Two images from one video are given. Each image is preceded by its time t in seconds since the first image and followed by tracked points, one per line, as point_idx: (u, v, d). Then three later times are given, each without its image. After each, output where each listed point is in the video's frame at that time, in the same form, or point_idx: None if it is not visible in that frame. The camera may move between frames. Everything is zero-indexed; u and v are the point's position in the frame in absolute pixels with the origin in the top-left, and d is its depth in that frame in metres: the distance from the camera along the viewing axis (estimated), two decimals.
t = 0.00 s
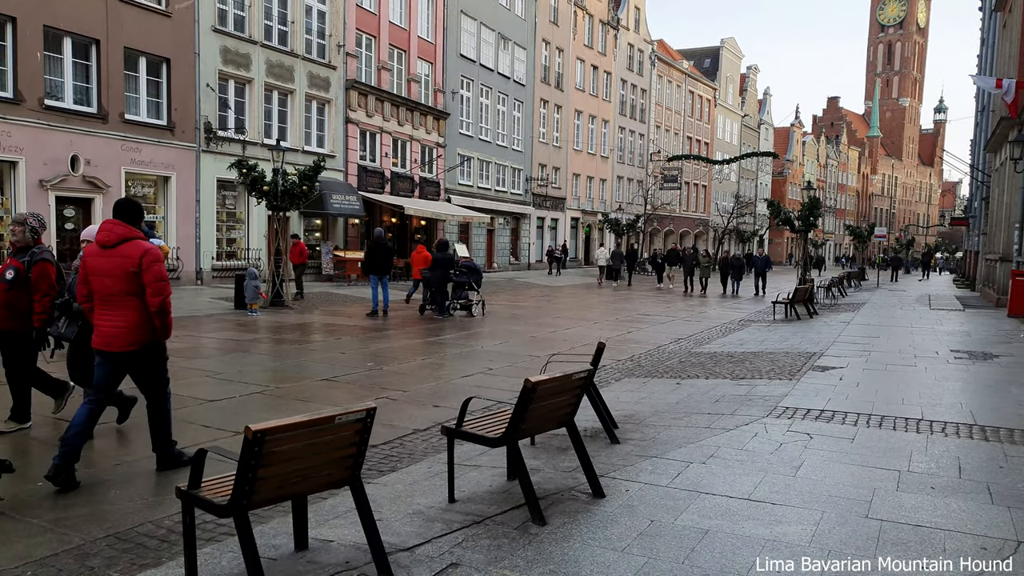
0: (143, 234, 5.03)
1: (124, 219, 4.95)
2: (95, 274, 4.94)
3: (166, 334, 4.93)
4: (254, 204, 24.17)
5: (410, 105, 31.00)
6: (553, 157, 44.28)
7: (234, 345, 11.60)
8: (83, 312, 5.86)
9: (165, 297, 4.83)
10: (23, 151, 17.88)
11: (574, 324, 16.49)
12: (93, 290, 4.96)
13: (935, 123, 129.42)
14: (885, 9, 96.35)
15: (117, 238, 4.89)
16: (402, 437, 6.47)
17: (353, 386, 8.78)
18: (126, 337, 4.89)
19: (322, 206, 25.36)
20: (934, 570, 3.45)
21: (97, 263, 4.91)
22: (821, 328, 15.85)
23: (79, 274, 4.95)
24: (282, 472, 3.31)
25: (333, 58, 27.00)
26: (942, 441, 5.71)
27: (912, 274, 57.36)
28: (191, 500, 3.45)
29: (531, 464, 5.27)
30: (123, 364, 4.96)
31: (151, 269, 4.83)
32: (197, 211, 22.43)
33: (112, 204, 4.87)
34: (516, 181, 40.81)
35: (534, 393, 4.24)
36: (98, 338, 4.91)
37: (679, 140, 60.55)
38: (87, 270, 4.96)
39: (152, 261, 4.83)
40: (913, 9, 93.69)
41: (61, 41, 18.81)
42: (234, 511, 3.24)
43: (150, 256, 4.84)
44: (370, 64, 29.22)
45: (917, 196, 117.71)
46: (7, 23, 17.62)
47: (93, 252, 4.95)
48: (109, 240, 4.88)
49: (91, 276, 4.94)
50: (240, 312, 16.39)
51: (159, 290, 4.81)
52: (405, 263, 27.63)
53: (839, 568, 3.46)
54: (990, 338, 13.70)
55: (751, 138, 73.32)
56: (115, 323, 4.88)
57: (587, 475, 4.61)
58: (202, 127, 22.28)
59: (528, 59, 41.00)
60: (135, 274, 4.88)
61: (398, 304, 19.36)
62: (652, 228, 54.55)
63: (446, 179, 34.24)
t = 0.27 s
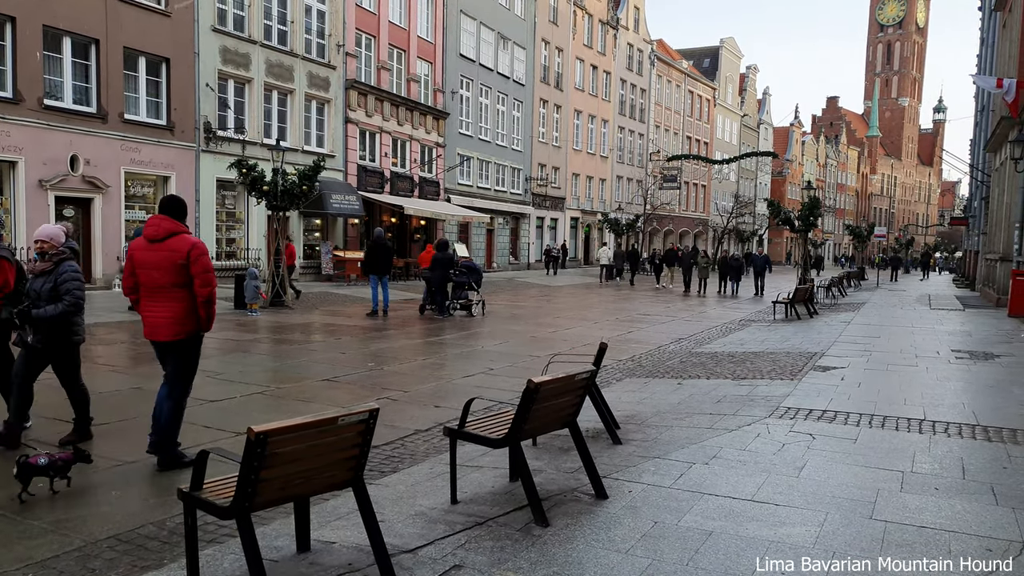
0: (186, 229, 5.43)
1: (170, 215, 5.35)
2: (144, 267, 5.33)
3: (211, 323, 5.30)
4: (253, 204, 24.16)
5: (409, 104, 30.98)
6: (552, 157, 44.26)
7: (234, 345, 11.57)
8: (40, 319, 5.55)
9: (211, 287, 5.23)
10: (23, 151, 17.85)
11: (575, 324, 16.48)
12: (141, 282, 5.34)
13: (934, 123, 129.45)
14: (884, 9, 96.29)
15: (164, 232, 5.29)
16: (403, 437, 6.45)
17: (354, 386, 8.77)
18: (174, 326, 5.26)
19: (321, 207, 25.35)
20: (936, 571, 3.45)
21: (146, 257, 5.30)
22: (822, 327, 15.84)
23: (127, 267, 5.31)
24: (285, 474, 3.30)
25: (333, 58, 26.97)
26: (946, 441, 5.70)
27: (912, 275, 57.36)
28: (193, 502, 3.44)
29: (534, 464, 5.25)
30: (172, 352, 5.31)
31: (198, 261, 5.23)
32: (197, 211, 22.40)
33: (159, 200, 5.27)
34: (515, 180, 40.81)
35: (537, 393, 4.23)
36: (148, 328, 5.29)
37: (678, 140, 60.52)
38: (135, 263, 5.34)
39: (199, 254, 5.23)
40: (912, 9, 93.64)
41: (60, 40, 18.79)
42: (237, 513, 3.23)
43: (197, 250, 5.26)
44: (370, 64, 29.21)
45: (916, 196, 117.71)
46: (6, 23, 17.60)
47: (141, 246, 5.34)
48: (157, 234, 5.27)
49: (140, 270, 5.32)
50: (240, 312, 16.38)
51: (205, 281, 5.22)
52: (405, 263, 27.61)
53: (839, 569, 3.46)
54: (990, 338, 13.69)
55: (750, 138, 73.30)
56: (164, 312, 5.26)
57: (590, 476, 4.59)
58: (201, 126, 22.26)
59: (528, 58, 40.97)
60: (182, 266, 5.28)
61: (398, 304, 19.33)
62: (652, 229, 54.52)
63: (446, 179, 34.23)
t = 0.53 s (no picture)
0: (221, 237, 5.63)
1: (206, 224, 5.56)
2: (182, 274, 5.51)
3: (245, 327, 5.47)
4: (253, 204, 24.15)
5: (409, 104, 30.97)
6: (552, 157, 44.27)
7: (235, 346, 11.58)
8: None
9: (246, 292, 5.41)
10: (22, 151, 17.84)
11: (575, 324, 16.48)
12: (180, 289, 5.51)
13: (934, 123, 129.48)
14: (883, 8, 96.26)
15: (201, 241, 5.49)
16: (406, 438, 6.45)
17: (355, 386, 8.76)
18: (211, 329, 5.42)
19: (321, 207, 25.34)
20: (936, 571, 3.46)
21: (184, 264, 5.47)
22: (822, 328, 15.84)
23: (166, 273, 5.48)
24: (289, 476, 3.30)
25: (333, 58, 26.96)
26: (949, 443, 5.70)
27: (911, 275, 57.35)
28: (197, 504, 3.43)
29: (537, 466, 5.25)
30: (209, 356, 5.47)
31: (233, 267, 5.42)
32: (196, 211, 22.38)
33: (196, 210, 5.48)
34: (515, 181, 40.83)
35: (541, 395, 4.23)
36: (188, 332, 5.46)
37: (678, 139, 60.51)
38: (174, 270, 5.52)
39: (234, 259, 5.42)
40: (911, 9, 93.63)
41: (60, 41, 18.78)
42: (242, 515, 3.23)
43: (232, 256, 5.43)
44: (370, 64, 29.20)
45: (915, 196, 117.72)
46: (6, 23, 17.59)
47: (179, 254, 5.53)
48: (195, 242, 5.47)
49: (179, 276, 5.50)
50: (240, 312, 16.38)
51: (241, 286, 5.41)
52: (405, 263, 27.60)
53: (839, 569, 3.48)
54: (991, 339, 13.69)
55: (750, 138, 73.31)
56: (202, 317, 5.43)
57: (594, 478, 4.59)
58: (201, 126, 22.24)
59: (528, 58, 40.97)
60: (218, 272, 5.46)
61: (398, 304, 19.33)
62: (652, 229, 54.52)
63: (445, 179, 34.23)
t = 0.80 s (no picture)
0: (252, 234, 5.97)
1: (238, 222, 5.91)
2: (216, 268, 5.85)
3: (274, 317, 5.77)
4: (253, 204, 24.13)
5: (409, 104, 30.97)
6: (552, 157, 44.28)
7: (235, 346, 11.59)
8: None
9: (275, 283, 5.72)
10: (22, 152, 17.83)
11: (575, 324, 16.49)
12: (214, 282, 5.84)
13: (933, 122, 129.56)
14: (883, 8, 96.27)
15: (234, 236, 5.83)
16: (407, 439, 6.45)
17: (356, 387, 8.77)
18: (243, 320, 5.74)
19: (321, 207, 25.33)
20: (936, 571, 3.46)
21: (218, 259, 5.82)
22: (822, 328, 15.84)
23: (201, 268, 5.83)
24: (293, 478, 3.29)
25: (333, 58, 26.96)
26: (952, 443, 5.70)
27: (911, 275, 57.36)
28: (201, 506, 3.43)
29: (539, 466, 5.26)
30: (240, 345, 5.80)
31: (263, 261, 5.75)
32: (196, 212, 22.38)
33: (229, 208, 5.86)
34: (515, 181, 40.84)
35: (544, 396, 4.23)
36: (220, 323, 5.78)
37: (677, 139, 60.53)
38: (208, 265, 5.86)
39: (264, 254, 5.75)
40: (910, 9, 93.67)
41: (60, 41, 18.77)
42: (245, 517, 3.23)
43: (262, 251, 5.77)
44: (370, 64, 29.20)
45: (915, 195, 117.75)
46: (6, 23, 17.59)
47: (214, 250, 5.88)
48: (228, 238, 5.83)
49: (212, 270, 5.84)
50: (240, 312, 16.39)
51: (269, 278, 5.72)
52: (405, 263, 27.59)
53: (839, 569, 3.48)
54: (991, 338, 13.69)
55: (749, 138, 73.33)
56: (233, 309, 5.74)
57: (597, 479, 4.59)
58: (201, 127, 22.23)
59: (527, 58, 40.98)
60: (249, 267, 5.79)
61: (397, 304, 19.34)
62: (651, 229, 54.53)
63: (445, 179, 34.23)
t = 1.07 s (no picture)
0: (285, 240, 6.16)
1: (272, 228, 6.09)
2: (249, 272, 6.06)
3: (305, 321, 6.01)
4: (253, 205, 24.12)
5: (408, 104, 30.98)
6: (552, 157, 44.30)
7: (235, 347, 11.60)
8: None
9: (305, 290, 5.93)
10: (23, 152, 17.83)
11: (575, 324, 16.49)
12: (247, 284, 6.06)
13: (933, 122, 129.58)
14: (882, 8, 96.25)
15: (269, 242, 6.04)
16: (408, 440, 6.46)
17: (357, 387, 8.78)
18: (274, 323, 5.98)
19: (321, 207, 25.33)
20: (937, 571, 3.47)
21: (251, 263, 6.03)
22: (822, 328, 15.86)
23: (235, 271, 6.04)
24: (294, 478, 3.30)
25: (332, 59, 26.97)
26: (952, 443, 5.70)
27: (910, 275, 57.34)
28: (202, 507, 3.43)
29: (539, 467, 5.27)
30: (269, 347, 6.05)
31: (295, 268, 5.95)
32: (196, 212, 22.39)
33: (264, 214, 6.04)
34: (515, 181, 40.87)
35: (545, 397, 4.23)
36: (252, 324, 6.03)
37: (677, 139, 60.54)
38: (242, 268, 6.08)
39: (297, 262, 5.96)
40: (910, 8, 93.66)
41: (60, 41, 18.77)
42: (247, 518, 3.23)
43: (295, 258, 5.97)
44: (369, 64, 29.21)
45: (915, 195, 117.77)
46: (6, 24, 17.59)
47: (247, 254, 6.09)
48: (262, 243, 6.03)
49: (246, 274, 6.06)
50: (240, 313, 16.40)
51: (300, 285, 5.93)
52: (405, 263, 27.60)
53: (839, 569, 3.49)
54: (991, 338, 13.70)
55: (749, 138, 73.35)
56: (265, 311, 5.98)
57: (597, 480, 4.59)
58: (201, 127, 22.23)
59: (527, 58, 40.99)
60: (281, 272, 5.99)
61: (397, 304, 19.35)
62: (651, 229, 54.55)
63: (445, 179, 34.24)
